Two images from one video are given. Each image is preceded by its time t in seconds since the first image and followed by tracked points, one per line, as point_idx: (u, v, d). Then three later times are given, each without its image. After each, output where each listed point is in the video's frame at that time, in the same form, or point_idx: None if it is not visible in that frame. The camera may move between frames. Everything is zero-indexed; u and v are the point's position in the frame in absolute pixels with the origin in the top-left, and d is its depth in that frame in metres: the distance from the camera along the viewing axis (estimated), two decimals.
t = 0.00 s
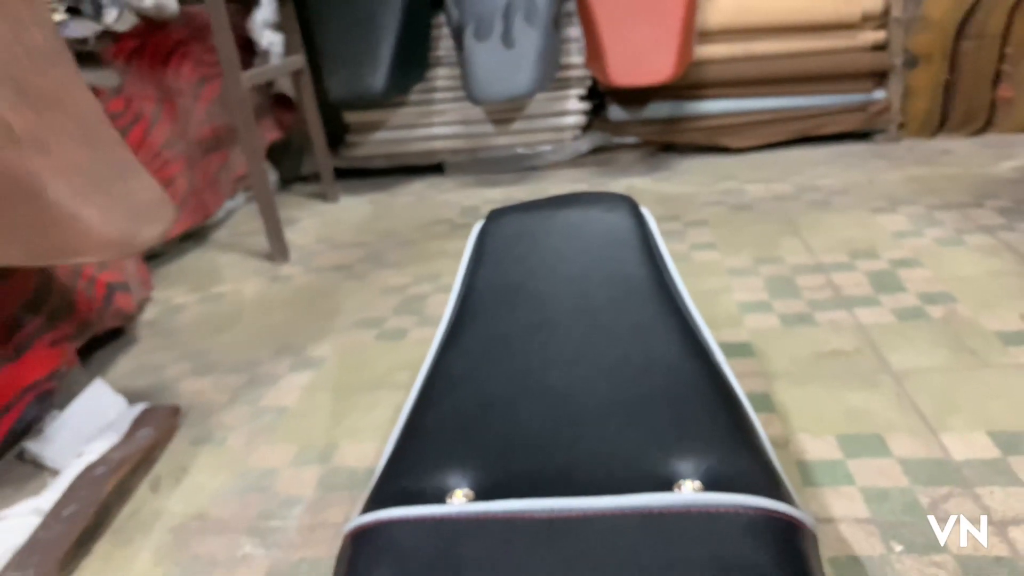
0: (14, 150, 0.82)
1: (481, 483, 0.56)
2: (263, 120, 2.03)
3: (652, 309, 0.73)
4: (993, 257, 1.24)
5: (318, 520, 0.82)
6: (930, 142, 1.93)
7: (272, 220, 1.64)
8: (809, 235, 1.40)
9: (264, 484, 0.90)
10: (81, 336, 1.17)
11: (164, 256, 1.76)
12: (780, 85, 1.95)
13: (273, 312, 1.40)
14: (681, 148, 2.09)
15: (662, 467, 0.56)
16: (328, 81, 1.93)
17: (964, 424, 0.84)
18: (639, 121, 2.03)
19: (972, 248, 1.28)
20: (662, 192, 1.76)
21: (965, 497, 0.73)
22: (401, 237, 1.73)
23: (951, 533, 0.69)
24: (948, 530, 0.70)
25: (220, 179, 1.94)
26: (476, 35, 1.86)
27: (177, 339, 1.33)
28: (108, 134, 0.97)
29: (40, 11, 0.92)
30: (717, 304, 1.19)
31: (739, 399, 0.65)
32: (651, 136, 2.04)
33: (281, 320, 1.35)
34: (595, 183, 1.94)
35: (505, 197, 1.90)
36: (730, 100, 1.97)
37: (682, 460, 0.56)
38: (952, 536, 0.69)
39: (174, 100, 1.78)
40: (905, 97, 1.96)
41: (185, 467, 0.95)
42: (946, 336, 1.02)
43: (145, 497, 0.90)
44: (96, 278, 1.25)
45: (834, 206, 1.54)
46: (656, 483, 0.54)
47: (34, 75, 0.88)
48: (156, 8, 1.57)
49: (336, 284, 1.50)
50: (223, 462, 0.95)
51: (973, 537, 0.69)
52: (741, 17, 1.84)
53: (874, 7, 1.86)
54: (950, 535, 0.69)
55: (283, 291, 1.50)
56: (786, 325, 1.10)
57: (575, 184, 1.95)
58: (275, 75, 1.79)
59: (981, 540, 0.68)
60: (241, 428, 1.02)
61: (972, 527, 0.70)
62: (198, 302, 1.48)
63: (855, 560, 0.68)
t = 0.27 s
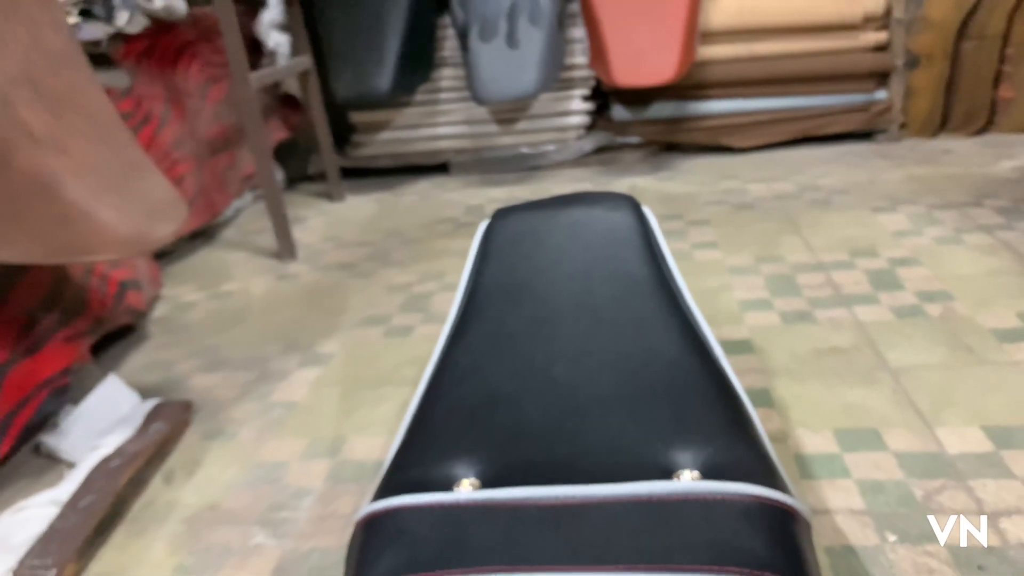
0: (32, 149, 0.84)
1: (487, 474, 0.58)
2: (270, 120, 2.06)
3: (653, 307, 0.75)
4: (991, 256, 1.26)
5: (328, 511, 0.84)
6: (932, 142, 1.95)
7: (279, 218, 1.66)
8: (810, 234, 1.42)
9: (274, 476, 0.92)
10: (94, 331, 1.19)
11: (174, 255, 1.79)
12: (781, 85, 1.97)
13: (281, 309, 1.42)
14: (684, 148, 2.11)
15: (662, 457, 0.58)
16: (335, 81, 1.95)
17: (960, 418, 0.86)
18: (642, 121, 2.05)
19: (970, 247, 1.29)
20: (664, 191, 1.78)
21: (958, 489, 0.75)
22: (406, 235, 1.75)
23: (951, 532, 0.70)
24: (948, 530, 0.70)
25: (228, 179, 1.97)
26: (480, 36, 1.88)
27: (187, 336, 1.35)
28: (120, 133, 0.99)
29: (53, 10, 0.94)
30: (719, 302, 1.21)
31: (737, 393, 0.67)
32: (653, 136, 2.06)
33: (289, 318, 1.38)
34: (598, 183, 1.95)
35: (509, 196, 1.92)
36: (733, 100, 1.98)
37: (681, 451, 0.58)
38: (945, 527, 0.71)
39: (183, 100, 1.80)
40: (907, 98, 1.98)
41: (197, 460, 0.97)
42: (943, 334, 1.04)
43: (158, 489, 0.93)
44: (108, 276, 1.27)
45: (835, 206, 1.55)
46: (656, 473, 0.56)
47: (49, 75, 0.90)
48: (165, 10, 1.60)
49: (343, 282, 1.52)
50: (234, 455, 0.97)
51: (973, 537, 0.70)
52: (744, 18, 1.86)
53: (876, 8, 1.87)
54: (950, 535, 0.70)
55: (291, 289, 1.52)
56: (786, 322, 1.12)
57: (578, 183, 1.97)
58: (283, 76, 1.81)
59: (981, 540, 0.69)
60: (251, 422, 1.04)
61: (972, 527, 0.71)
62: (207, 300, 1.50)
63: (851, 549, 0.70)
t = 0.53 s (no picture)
0: (49, 154, 0.86)
1: (492, 469, 0.60)
2: (277, 124, 2.08)
3: (654, 308, 0.77)
4: (987, 258, 1.27)
5: (336, 507, 0.86)
6: (931, 145, 1.96)
7: (286, 221, 1.68)
8: (810, 236, 1.44)
9: (284, 473, 0.94)
10: (106, 332, 1.22)
11: (182, 257, 1.81)
12: (783, 88, 1.98)
13: (289, 310, 1.44)
14: (687, 151, 2.13)
15: (662, 453, 0.60)
16: (340, 86, 1.97)
17: (954, 417, 0.87)
18: (645, 124, 2.06)
19: (968, 250, 1.31)
20: (666, 194, 1.80)
21: (952, 486, 0.77)
22: (411, 237, 1.77)
23: (951, 533, 0.72)
24: (948, 530, 0.72)
25: (235, 182, 1.99)
26: (484, 40, 1.90)
27: (196, 337, 1.37)
28: (135, 139, 1.02)
29: (71, 22, 0.97)
30: (719, 303, 1.23)
31: (735, 392, 0.69)
32: (656, 139, 2.07)
33: (297, 319, 1.40)
34: (601, 185, 1.97)
35: (513, 199, 1.94)
36: (735, 103, 2.00)
37: (679, 448, 0.60)
38: (938, 523, 0.73)
39: (191, 105, 1.82)
40: (907, 101, 1.99)
41: (208, 458, 0.99)
42: (940, 334, 1.06)
43: (171, 486, 0.95)
44: (120, 278, 1.30)
45: (835, 208, 1.57)
46: (655, 469, 0.58)
47: (67, 83, 0.93)
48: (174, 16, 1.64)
49: (349, 283, 1.54)
50: (244, 452, 0.99)
51: (973, 537, 0.71)
52: (744, 23, 1.89)
53: (876, 12, 1.90)
54: (950, 535, 0.71)
55: (298, 290, 1.54)
56: (786, 323, 1.14)
57: (581, 185, 1.99)
58: (290, 80, 1.84)
59: (981, 540, 0.70)
60: (260, 421, 1.06)
61: (972, 527, 0.72)
62: (216, 302, 1.53)
63: (845, 544, 0.72)
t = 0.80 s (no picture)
0: (64, 159, 0.89)
1: (496, 465, 0.62)
2: (281, 128, 2.10)
3: (653, 309, 0.79)
4: (983, 259, 1.29)
5: (343, 503, 0.88)
6: (930, 147, 1.98)
7: (291, 223, 1.71)
8: (809, 238, 1.46)
9: (291, 471, 0.95)
10: (116, 333, 1.24)
11: (188, 259, 1.83)
12: (783, 91, 1.99)
13: (294, 312, 1.46)
14: (687, 153, 2.15)
15: (660, 450, 0.62)
16: (343, 89, 1.98)
17: (948, 416, 0.89)
18: (645, 127, 2.09)
19: (965, 251, 1.33)
20: (667, 196, 1.81)
21: (944, 482, 0.79)
22: (414, 239, 1.79)
23: (951, 532, 0.73)
24: (948, 530, 0.73)
25: (239, 184, 2.01)
26: (486, 44, 1.92)
27: (203, 338, 1.39)
28: (146, 143, 1.04)
29: (83, 30, 1.00)
30: (719, 304, 1.25)
31: (732, 390, 0.70)
32: (657, 141, 2.10)
33: (303, 320, 1.42)
34: (602, 188, 2.00)
35: (515, 201, 1.96)
36: (734, 106, 2.02)
37: (678, 445, 0.62)
38: (930, 518, 0.75)
39: (196, 108, 1.84)
40: (906, 103, 2.01)
41: (217, 456, 1.01)
42: (935, 334, 1.07)
43: (181, 484, 0.97)
44: (128, 280, 1.32)
45: (834, 210, 1.59)
46: (654, 465, 0.60)
47: (79, 90, 0.95)
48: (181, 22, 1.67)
49: (354, 285, 1.56)
50: (252, 451, 1.01)
51: (973, 537, 0.72)
52: (745, 26, 1.90)
53: (874, 17, 1.90)
54: (951, 535, 0.72)
55: (303, 292, 1.56)
56: (784, 323, 1.16)
57: (582, 188, 2.01)
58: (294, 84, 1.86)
59: (981, 540, 0.71)
60: (267, 420, 1.08)
61: (972, 526, 0.73)
62: (222, 303, 1.55)
63: (840, 538, 0.74)
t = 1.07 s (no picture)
0: (76, 162, 0.91)
1: (500, 459, 0.64)
2: (284, 131, 2.13)
3: (652, 308, 0.81)
4: (977, 260, 1.31)
5: (350, 498, 0.90)
6: (926, 149, 2.00)
7: (295, 225, 1.73)
8: (806, 239, 1.48)
9: (298, 468, 0.97)
10: (124, 334, 1.26)
11: (193, 261, 1.85)
12: (780, 95, 2.01)
13: (299, 313, 1.48)
14: (686, 155, 2.17)
15: (658, 444, 0.64)
16: (347, 93, 2.01)
17: (940, 412, 0.91)
18: (644, 129, 2.11)
19: (958, 252, 1.35)
20: (666, 198, 1.84)
21: (936, 476, 0.81)
22: (416, 242, 1.81)
23: (951, 532, 0.74)
24: (948, 530, 0.74)
25: (243, 187, 2.04)
26: (487, 48, 1.95)
27: (209, 339, 1.41)
28: (155, 147, 1.06)
29: (94, 36, 1.02)
30: (718, 304, 1.27)
31: (728, 386, 0.72)
32: (656, 144, 2.13)
33: (307, 321, 1.44)
34: (602, 190, 2.02)
35: (516, 203, 1.98)
36: (732, 109, 2.04)
37: (675, 438, 0.64)
38: (922, 510, 0.77)
39: (201, 112, 1.86)
40: (901, 106, 2.03)
41: (225, 453, 1.03)
42: (928, 333, 1.09)
43: (189, 480, 0.98)
44: (135, 281, 1.34)
45: (831, 211, 1.61)
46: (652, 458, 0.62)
47: (92, 96, 0.97)
48: (186, 27, 1.69)
49: (357, 286, 1.59)
50: (259, 448, 1.03)
51: (973, 537, 0.73)
52: (743, 30, 1.92)
53: (871, 20, 1.92)
54: (951, 536, 0.73)
55: (307, 294, 1.58)
56: (781, 323, 1.18)
57: (583, 190, 2.03)
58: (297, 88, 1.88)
59: (981, 540, 0.72)
60: (274, 419, 1.10)
61: (972, 527, 0.74)
62: (227, 305, 1.57)
63: (834, 531, 0.76)
